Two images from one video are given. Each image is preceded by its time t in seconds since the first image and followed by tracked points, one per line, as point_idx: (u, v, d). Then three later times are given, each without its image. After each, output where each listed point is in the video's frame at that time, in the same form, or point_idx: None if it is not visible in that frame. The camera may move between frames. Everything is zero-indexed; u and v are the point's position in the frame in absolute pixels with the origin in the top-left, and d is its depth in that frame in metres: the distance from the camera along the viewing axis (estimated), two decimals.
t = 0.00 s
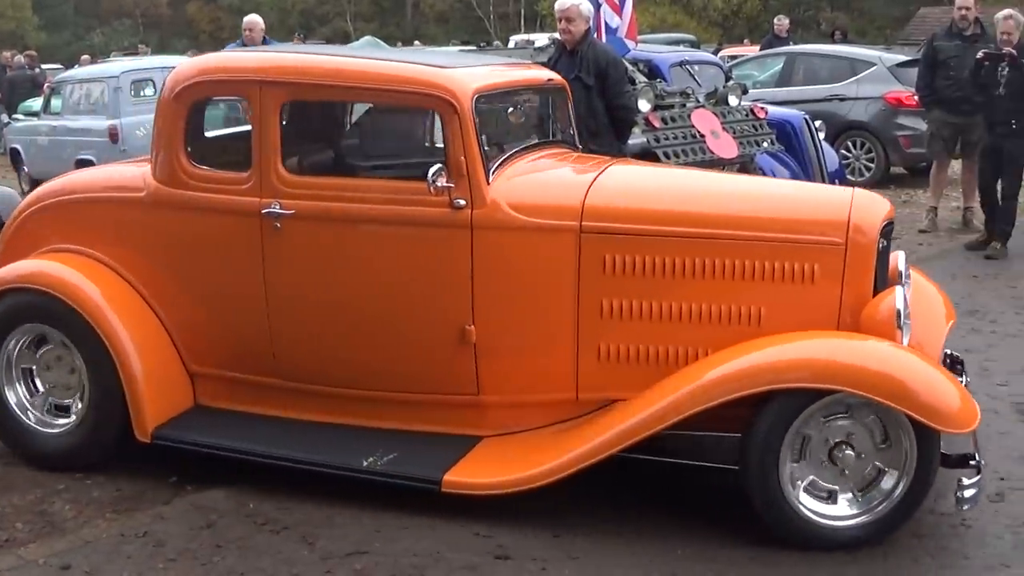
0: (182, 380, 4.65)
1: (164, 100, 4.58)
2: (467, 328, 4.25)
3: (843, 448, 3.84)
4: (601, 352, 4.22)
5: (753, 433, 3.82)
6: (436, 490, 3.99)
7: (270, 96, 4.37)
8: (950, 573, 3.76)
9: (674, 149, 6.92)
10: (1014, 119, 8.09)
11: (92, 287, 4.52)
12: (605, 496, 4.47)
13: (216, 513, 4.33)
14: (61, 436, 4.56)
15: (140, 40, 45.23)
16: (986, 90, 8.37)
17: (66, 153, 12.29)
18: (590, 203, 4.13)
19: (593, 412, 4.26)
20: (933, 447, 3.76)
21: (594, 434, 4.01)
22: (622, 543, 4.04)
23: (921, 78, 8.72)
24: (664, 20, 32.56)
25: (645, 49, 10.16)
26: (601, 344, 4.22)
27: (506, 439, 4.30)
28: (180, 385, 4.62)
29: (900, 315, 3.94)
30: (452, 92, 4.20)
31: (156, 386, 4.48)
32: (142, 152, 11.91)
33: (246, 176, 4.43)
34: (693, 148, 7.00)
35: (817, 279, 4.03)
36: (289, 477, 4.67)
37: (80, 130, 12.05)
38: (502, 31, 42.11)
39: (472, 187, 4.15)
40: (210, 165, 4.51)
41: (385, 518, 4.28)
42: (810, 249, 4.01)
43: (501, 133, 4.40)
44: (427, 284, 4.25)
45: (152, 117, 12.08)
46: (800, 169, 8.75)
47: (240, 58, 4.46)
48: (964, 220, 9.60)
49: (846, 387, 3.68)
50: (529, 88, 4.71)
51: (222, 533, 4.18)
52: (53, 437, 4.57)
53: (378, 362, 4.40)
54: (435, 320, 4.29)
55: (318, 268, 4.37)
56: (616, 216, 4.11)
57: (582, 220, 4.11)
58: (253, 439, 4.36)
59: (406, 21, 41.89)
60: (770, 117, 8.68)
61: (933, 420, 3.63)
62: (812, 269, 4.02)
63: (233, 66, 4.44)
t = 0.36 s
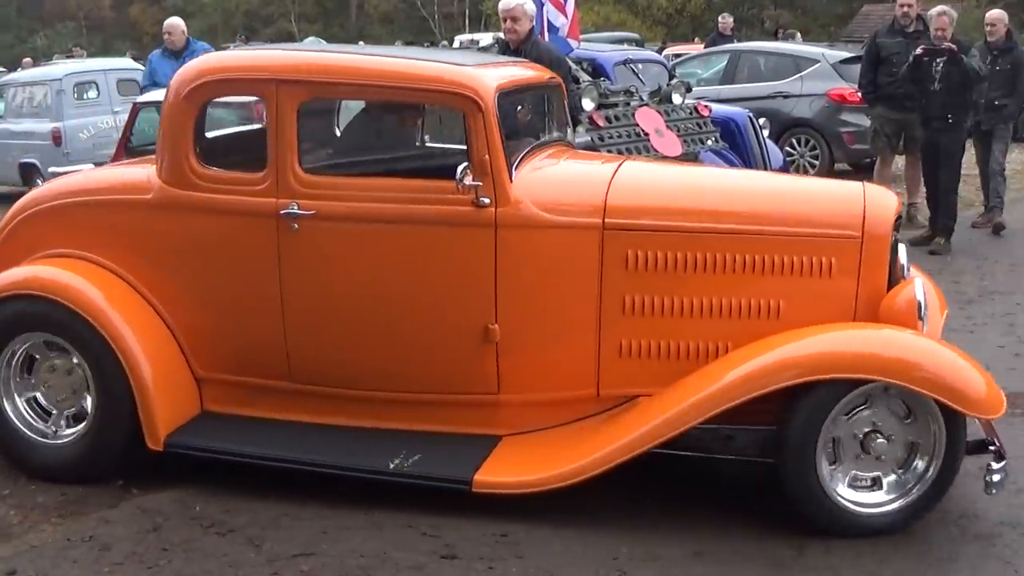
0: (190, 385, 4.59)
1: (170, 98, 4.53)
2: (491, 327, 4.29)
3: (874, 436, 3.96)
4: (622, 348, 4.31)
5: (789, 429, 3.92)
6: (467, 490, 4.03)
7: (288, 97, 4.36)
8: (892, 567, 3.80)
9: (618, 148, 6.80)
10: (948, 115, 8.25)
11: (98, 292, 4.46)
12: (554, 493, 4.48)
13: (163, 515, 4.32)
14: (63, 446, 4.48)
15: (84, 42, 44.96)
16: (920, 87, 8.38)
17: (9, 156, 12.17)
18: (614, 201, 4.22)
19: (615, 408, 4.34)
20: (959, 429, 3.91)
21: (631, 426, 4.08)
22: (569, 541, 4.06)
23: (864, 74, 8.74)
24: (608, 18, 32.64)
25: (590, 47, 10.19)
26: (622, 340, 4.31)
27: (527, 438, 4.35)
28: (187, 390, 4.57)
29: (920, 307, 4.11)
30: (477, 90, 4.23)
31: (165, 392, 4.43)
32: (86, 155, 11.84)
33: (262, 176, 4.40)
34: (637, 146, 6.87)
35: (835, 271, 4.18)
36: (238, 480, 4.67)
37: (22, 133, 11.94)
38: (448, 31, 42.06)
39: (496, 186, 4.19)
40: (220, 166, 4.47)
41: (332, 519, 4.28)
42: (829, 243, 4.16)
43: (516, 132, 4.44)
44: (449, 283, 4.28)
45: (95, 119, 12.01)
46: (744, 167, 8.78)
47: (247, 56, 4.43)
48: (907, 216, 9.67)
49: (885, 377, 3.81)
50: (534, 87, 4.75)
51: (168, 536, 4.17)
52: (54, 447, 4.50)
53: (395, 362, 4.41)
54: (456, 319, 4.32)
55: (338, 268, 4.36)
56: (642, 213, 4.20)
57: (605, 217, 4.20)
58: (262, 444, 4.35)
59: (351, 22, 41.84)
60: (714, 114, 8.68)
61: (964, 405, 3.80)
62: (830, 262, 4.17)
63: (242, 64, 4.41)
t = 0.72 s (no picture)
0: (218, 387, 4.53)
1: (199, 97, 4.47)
2: (531, 326, 4.29)
3: (917, 429, 4.08)
4: (661, 345, 4.34)
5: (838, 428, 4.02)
6: (514, 489, 4.05)
7: (328, 95, 4.33)
8: (854, 566, 3.83)
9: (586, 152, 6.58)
10: (910, 115, 8.45)
11: (128, 295, 4.40)
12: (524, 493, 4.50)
13: (129, 516, 4.32)
14: (84, 454, 4.43)
15: (50, 41, 44.74)
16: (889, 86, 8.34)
17: None
18: (654, 200, 4.26)
19: (652, 405, 4.38)
20: (998, 418, 4.07)
21: (681, 422, 4.12)
22: (536, 540, 4.07)
23: (829, 75, 8.60)
24: (575, 19, 32.69)
25: (556, 48, 10.21)
26: (660, 338, 4.34)
27: (565, 437, 4.36)
28: (216, 391, 4.51)
29: (951, 303, 4.25)
30: (520, 89, 4.23)
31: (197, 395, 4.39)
32: (51, 156, 11.80)
33: (299, 175, 4.36)
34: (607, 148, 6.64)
35: (867, 270, 4.28)
36: (205, 479, 4.67)
37: None
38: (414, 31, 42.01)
39: (540, 186, 4.19)
40: (253, 165, 4.43)
41: (299, 519, 4.28)
42: (864, 241, 4.26)
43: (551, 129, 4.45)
44: (488, 282, 4.27)
45: (61, 119, 11.97)
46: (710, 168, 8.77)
47: (282, 53, 4.40)
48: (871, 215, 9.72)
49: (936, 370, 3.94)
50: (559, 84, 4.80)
51: (133, 537, 4.17)
52: (72, 454, 4.44)
53: (433, 362, 4.39)
54: (495, 320, 4.31)
55: (377, 269, 4.33)
56: (684, 212, 4.25)
57: (648, 216, 4.23)
58: (292, 445, 4.32)
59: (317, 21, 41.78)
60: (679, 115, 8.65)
61: (1004, 396, 3.96)
62: (864, 260, 4.27)
63: (277, 62, 4.37)
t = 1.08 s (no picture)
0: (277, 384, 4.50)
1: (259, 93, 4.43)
2: (598, 321, 4.32)
3: (979, 420, 4.17)
4: (723, 339, 4.41)
5: (907, 421, 4.10)
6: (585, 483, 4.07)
7: (397, 90, 4.30)
8: (853, 566, 3.83)
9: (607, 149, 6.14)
10: (906, 114, 8.33)
11: (192, 295, 4.35)
12: (524, 492, 4.50)
13: (126, 516, 4.33)
14: (141, 456, 4.39)
15: (47, 43, 44.80)
16: (880, 86, 8.38)
17: None
18: (718, 196, 4.33)
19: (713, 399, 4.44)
20: None
21: (752, 415, 4.17)
22: (533, 539, 4.07)
23: (826, 73, 8.71)
24: (571, 18, 32.71)
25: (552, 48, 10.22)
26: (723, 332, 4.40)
27: (631, 432, 4.39)
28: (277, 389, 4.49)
29: (1005, 295, 4.34)
30: (587, 84, 4.25)
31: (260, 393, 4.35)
32: (46, 157, 11.80)
33: (366, 169, 4.33)
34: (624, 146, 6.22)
35: (922, 263, 4.40)
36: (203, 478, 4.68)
37: None
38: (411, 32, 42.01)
39: (608, 180, 4.22)
40: (316, 160, 4.39)
41: (297, 518, 4.28)
42: (920, 235, 4.38)
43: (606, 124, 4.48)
44: (555, 278, 4.29)
45: (57, 120, 11.95)
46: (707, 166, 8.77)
47: (341, 48, 4.37)
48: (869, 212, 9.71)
49: (1003, 362, 4.03)
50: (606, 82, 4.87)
51: (130, 538, 4.18)
52: (128, 454, 4.40)
53: (499, 358, 4.40)
54: (561, 315, 4.33)
55: (446, 266, 4.32)
56: (747, 208, 4.32)
57: (712, 211, 4.30)
58: (351, 442, 4.31)
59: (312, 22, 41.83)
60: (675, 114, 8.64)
61: None
62: (919, 254, 4.39)
63: (338, 57, 4.33)
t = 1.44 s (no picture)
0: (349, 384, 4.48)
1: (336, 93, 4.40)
2: (677, 320, 4.32)
3: None
4: (797, 337, 4.44)
5: (987, 418, 4.15)
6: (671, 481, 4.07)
7: (478, 88, 4.27)
8: (872, 568, 3.83)
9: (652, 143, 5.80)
10: (927, 115, 8.31)
11: (270, 296, 4.32)
12: (549, 493, 4.49)
13: (144, 517, 4.36)
14: (215, 459, 4.37)
15: (63, 45, 44.94)
16: (899, 87, 8.35)
17: None
18: (792, 195, 4.36)
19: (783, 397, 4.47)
20: None
21: (834, 412, 4.19)
22: (551, 541, 4.06)
23: (841, 75, 8.69)
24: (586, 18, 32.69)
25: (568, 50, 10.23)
26: (795, 330, 4.43)
27: (705, 430, 4.40)
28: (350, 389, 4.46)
29: None
30: (670, 83, 4.25)
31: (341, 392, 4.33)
32: (64, 158, 11.80)
33: (446, 167, 4.30)
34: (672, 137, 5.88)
35: (988, 261, 4.46)
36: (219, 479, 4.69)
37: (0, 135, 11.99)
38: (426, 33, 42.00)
39: (690, 181, 4.24)
40: (392, 158, 4.36)
41: (315, 518, 4.29)
42: (986, 234, 4.45)
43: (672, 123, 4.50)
44: (634, 277, 4.29)
45: (73, 120, 11.90)
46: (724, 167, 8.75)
47: (413, 45, 4.35)
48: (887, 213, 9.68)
49: None
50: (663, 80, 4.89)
51: (148, 537, 4.20)
52: (201, 457, 4.39)
53: (575, 357, 4.40)
54: (640, 314, 4.33)
55: (527, 268, 4.31)
56: (821, 208, 4.36)
57: (788, 211, 4.33)
58: (427, 441, 4.30)
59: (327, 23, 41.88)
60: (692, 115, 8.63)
61: None
62: (984, 252, 4.45)
63: (416, 55, 4.30)
